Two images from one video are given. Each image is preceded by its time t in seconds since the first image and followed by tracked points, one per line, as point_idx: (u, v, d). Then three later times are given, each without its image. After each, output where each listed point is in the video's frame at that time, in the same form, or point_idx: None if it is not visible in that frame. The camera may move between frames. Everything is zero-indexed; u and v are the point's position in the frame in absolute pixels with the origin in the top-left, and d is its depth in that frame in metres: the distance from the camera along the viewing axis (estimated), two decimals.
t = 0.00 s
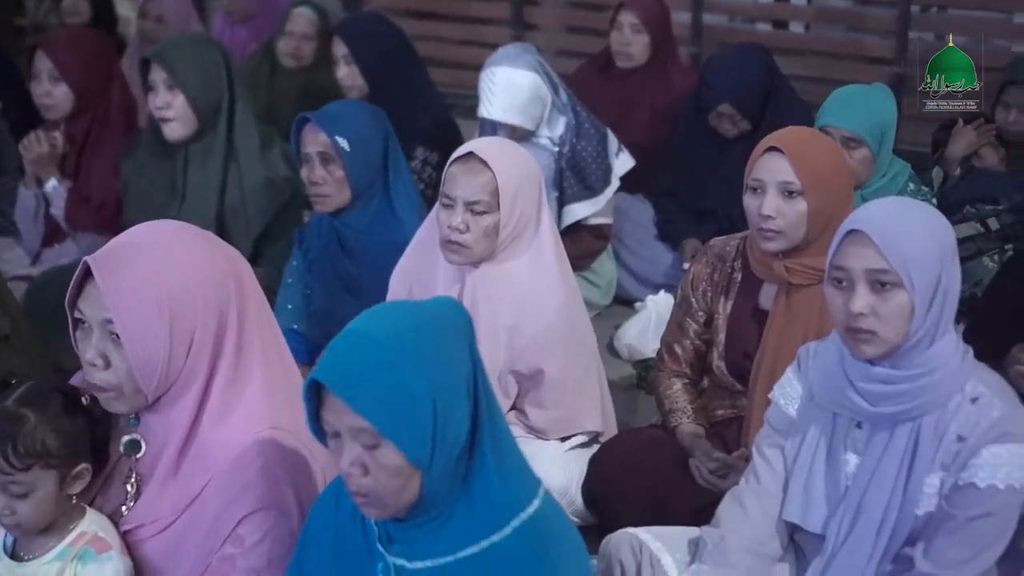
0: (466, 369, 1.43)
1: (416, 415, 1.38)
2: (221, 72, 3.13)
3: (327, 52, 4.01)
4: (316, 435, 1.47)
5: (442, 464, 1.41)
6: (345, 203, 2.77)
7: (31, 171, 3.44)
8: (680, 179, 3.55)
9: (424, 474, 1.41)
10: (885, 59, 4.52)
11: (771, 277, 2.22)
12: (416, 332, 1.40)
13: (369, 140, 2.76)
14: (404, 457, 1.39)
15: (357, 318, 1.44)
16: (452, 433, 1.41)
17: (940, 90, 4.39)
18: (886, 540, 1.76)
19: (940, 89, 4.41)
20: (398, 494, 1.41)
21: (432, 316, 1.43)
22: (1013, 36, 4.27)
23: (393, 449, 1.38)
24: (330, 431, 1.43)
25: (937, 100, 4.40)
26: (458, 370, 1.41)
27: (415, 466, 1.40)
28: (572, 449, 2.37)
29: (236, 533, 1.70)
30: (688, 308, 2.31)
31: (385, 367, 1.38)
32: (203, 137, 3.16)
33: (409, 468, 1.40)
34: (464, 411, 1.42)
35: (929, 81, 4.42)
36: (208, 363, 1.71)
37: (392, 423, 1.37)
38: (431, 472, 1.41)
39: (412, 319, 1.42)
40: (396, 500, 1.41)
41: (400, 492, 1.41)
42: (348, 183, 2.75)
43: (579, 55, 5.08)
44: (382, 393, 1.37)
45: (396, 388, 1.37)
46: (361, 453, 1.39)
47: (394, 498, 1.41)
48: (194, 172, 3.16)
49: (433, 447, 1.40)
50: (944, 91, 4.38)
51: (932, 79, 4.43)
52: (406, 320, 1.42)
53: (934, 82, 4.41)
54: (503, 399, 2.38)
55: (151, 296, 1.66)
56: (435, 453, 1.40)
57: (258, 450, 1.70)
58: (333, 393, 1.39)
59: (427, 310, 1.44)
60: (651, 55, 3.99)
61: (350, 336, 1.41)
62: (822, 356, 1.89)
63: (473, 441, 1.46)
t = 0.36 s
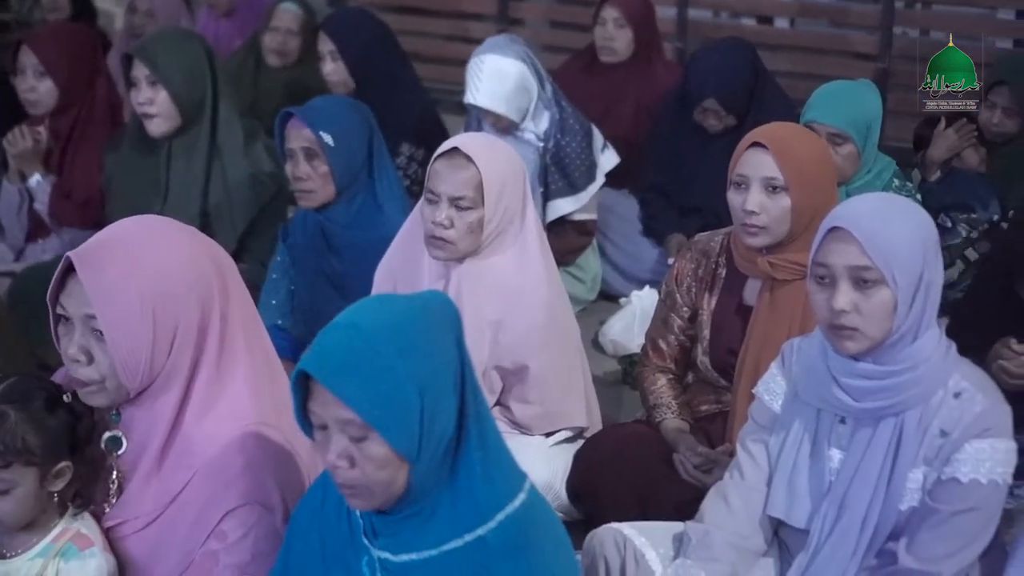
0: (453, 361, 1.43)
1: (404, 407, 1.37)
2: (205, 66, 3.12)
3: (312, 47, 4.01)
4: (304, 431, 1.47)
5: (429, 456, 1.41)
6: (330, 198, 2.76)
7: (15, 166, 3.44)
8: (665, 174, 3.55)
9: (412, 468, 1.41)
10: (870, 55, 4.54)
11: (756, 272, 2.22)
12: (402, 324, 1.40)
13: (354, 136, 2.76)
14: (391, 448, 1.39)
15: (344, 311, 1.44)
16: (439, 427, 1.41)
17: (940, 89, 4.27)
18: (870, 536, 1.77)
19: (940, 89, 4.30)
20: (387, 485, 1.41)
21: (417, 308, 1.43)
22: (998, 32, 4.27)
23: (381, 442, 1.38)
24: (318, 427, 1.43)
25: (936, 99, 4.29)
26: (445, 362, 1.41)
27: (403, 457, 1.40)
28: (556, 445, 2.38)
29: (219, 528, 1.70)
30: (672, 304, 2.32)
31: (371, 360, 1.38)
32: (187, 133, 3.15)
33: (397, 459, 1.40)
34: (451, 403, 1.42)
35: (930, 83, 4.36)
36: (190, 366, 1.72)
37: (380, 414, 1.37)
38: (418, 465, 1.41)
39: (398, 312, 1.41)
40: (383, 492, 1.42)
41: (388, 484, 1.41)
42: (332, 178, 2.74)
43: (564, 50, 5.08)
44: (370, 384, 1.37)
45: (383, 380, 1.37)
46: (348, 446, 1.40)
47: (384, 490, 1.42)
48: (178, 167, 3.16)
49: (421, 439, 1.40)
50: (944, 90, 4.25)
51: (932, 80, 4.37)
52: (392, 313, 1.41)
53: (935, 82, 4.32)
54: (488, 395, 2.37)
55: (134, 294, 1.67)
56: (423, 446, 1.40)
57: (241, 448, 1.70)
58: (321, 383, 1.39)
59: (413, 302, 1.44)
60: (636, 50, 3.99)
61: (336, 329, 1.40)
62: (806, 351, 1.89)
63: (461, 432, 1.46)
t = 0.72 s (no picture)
0: (445, 369, 1.43)
1: (398, 424, 1.38)
2: (193, 61, 3.11)
3: (303, 42, 4.00)
4: (294, 442, 1.46)
5: (422, 467, 1.42)
6: (320, 192, 2.76)
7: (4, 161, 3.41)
8: (655, 167, 3.55)
9: (406, 479, 1.43)
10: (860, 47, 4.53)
11: (746, 264, 2.22)
12: (396, 337, 1.40)
13: (344, 129, 2.77)
14: (385, 466, 1.39)
15: (332, 320, 1.43)
16: (432, 436, 1.42)
17: (937, 87, 4.07)
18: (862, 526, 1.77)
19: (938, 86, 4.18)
20: (382, 498, 1.43)
21: (408, 316, 1.43)
22: (988, 22, 4.24)
23: (373, 460, 1.39)
24: (307, 441, 1.43)
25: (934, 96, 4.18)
26: (439, 373, 1.42)
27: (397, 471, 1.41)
28: (547, 438, 2.37)
29: (205, 512, 1.68)
30: (663, 297, 2.31)
31: (363, 372, 1.38)
32: (175, 128, 3.15)
33: (390, 475, 1.41)
34: (444, 413, 1.42)
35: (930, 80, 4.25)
36: (172, 351, 1.72)
37: (374, 434, 1.37)
38: (411, 477, 1.42)
39: (390, 323, 1.41)
40: (377, 504, 1.43)
41: (381, 497, 1.43)
42: (322, 172, 2.75)
43: (556, 43, 5.07)
44: (365, 401, 1.37)
45: (375, 392, 1.37)
46: (340, 463, 1.40)
47: (376, 501, 1.43)
48: (167, 161, 3.16)
49: (415, 451, 1.41)
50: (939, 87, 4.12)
51: (932, 80, 4.18)
52: (383, 324, 1.41)
53: (933, 82, 4.11)
54: (480, 388, 2.38)
55: (115, 281, 1.67)
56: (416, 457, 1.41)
57: (227, 432, 1.70)
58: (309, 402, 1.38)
59: (404, 311, 1.43)
60: (626, 42, 3.98)
61: (327, 342, 1.40)
62: (796, 344, 1.89)
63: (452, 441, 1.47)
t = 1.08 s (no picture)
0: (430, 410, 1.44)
1: (384, 468, 1.39)
2: (176, 65, 3.14)
3: (286, 47, 4.00)
4: (272, 477, 1.47)
5: (408, 505, 1.45)
6: (303, 197, 2.75)
7: None
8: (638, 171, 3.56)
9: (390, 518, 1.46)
10: (842, 52, 4.56)
11: (729, 269, 2.23)
12: (377, 383, 1.40)
13: (326, 133, 2.76)
14: (371, 509, 1.42)
15: (311, 359, 1.43)
16: (418, 475, 1.43)
17: (937, 90, 3.96)
18: (846, 527, 1.77)
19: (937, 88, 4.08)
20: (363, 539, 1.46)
21: (387, 356, 1.43)
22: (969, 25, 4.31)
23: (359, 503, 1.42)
24: (290, 480, 1.44)
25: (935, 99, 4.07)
26: (422, 413, 1.42)
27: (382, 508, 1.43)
28: (531, 443, 2.37)
29: (182, 508, 1.67)
30: (647, 301, 2.32)
31: (349, 424, 1.38)
32: (158, 133, 3.17)
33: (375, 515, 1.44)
34: (429, 447, 1.44)
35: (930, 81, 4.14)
36: (144, 345, 1.73)
37: (356, 480, 1.39)
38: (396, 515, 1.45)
39: (370, 367, 1.41)
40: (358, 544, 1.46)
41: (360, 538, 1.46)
42: (305, 177, 2.73)
43: (540, 48, 5.07)
44: (352, 454, 1.38)
45: (362, 442, 1.38)
46: (324, 506, 1.43)
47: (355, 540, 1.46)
48: (150, 166, 3.17)
49: (401, 488, 1.42)
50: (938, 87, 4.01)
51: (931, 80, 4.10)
52: (364, 368, 1.41)
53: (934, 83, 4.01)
54: (462, 393, 2.38)
55: (85, 277, 1.68)
56: (403, 496, 1.43)
57: (202, 425, 1.71)
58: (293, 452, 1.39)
59: (382, 351, 1.43)
60: (609, 47, 3.99)
61: (307, 389, 1.39)
62: (780, 348, 1.90)
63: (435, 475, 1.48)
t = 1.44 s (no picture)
0: (426, 430, 1.43)
1: (386, 495, 1.38)
2: (171, 67, 3.14)
3: (281, 48, 4.00)
4: (265, 499, 1.45)
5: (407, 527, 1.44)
6: (298, 198, 2.75)
7: None
8: (634, 172, 3.57)
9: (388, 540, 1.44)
10: (837, 52, 4.57)
11: (723, 268, 2.23)
12: (380, 414, 1.38)
13: (320, 134, 2.76)
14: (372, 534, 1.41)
15: (304, 385, 1.40)
16: (418, 497, 1.42)
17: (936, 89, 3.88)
18: (841, 527, 1.77)
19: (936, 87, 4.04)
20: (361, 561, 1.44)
21: (385, 382, 1.41)
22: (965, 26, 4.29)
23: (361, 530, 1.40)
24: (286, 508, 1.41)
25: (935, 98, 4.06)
26: (419, 434, 1.42)
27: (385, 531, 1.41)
28: (526, 443, 2.37)
29: (176, 506, 1.67)
30: (642, 301, 2.32)
31: (351, 454, 1.36)
32: (153, 134, 3.16)
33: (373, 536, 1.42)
34: (427, 468, 1.43)
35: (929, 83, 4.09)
36: (139, 342, 1.74)
37: (360, 510, 1.37)
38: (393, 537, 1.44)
39: (371, 396, 1.39)
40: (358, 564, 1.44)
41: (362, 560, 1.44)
42: (300, 178, 2.73)
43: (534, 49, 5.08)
44: (355, 484, 1.36)
45: (365, 473, 1.36)
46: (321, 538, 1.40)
47: (358, 562, 1.45)
48: (144, 167, 3.16)
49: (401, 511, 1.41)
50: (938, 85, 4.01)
51: (931, 80, 4.05)
52: (362, 397, 1.38)
53: (934, 80, 3.98)
54: (458, 393, 2.38)
55: (79, 275, 1.69)
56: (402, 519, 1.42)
57: (195, 422, 1.71)
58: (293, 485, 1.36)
59: (380, 378, 1.41)
60: (603, 47, 3.99)
61: (306, 418, 1.37)
62: (775, 348, 1.89)
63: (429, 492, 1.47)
